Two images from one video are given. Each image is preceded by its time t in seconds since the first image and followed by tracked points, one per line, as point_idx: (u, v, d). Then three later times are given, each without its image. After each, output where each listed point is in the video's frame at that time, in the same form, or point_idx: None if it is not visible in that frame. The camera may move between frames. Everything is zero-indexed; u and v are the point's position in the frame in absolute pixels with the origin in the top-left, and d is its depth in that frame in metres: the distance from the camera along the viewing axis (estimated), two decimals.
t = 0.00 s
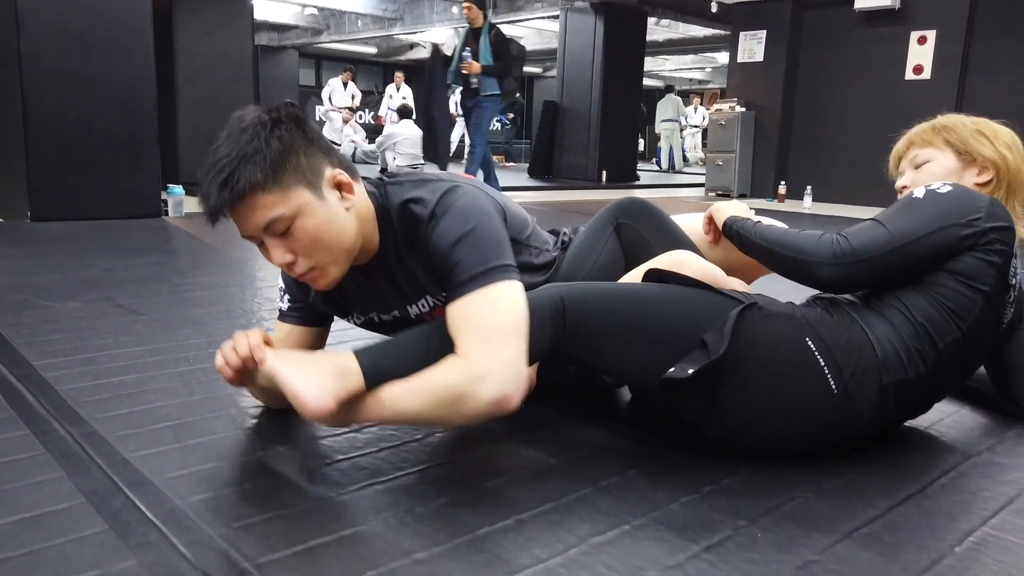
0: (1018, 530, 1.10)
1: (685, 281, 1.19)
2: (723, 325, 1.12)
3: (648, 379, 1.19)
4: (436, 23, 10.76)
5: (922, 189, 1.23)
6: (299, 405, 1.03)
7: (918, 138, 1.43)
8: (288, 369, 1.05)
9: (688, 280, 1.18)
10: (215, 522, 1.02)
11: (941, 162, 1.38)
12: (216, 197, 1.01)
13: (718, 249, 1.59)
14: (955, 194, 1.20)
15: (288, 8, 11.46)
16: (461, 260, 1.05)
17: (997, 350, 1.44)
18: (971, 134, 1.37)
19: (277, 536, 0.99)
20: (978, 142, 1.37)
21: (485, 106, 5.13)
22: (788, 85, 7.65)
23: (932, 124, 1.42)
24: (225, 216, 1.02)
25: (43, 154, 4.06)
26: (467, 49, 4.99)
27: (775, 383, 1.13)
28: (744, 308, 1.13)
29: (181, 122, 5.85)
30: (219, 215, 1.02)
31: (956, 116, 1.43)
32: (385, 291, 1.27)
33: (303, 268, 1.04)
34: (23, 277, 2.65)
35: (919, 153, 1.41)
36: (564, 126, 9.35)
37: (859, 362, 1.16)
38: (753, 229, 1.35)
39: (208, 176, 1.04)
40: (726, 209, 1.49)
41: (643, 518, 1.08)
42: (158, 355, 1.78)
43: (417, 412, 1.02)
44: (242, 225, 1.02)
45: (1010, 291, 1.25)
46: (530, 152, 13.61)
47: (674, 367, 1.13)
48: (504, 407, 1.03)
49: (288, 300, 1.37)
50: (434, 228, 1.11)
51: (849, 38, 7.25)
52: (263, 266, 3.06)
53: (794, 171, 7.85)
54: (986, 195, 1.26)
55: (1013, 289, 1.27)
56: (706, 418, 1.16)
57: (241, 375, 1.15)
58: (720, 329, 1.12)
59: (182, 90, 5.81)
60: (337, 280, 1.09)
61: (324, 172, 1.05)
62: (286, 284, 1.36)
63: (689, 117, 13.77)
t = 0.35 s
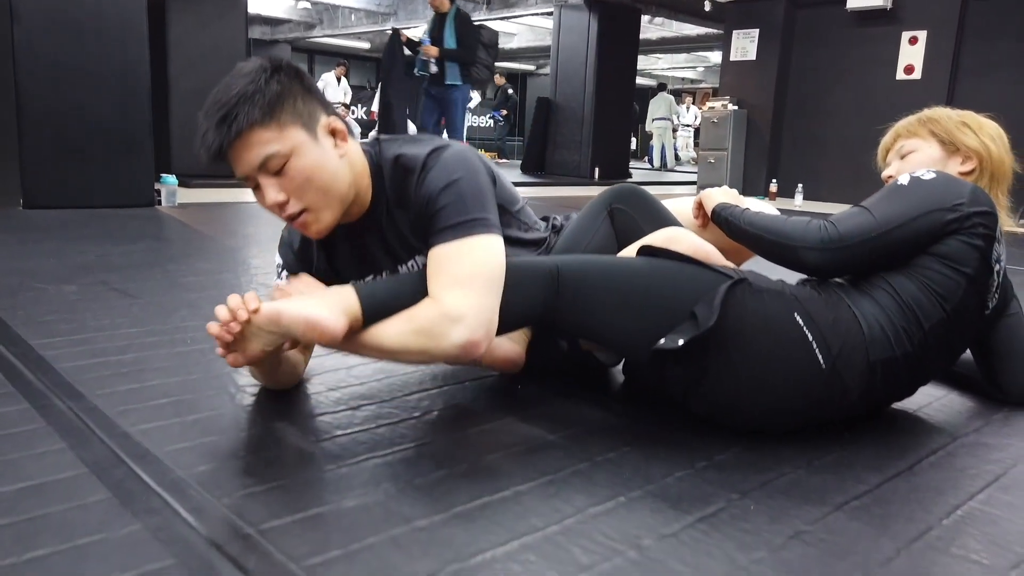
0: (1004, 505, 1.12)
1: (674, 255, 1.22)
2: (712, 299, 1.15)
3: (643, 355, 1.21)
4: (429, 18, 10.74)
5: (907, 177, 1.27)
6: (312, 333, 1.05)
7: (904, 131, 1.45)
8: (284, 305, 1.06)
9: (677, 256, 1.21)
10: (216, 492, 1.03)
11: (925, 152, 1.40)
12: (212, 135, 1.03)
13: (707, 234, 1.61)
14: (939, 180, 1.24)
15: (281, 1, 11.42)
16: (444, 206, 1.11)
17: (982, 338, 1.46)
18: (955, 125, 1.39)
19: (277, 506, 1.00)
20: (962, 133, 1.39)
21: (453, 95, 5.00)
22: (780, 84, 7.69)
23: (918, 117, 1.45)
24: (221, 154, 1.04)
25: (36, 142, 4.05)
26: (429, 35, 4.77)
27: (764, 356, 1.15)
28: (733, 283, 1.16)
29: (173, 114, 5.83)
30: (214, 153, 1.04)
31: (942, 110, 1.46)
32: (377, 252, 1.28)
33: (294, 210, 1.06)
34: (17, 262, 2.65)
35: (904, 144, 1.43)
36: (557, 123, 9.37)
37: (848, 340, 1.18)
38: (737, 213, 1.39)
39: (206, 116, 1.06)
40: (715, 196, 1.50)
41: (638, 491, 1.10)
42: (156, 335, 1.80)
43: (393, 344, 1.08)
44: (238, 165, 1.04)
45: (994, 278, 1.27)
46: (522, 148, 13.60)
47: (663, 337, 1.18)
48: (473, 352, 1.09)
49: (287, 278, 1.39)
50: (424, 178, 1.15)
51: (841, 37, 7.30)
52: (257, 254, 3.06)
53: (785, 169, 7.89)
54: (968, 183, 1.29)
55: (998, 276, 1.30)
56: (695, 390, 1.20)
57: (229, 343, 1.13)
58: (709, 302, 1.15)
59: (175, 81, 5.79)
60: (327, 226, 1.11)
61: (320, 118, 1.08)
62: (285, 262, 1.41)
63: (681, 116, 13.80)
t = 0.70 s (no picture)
0: (1010, 489, 1.14)
1: (691, 238, 1.25)
2: (718, 277, 1.18)
3: (652, 336, 1.24)
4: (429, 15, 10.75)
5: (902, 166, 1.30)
6: (354, 301, 1.13)
7: (904, 127, 1.47)
8: (320, 285, 1.15)
9: (692, 237, 1.24)
10: (237, 471, 1.05)
11: (923, 146, 1.42)
12: (250, 110, 1.11)
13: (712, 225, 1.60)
14: (933, 168, 1.26)
15: None
16: (469, 176, 1.24)
17: (984, 328, 1.47)
18: (953, 120, 1.41)
19: (298, 485, 1.02)
20: (960, 126, 1.40)
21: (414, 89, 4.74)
22: (779, 82, 7.71)
23: (916, 113, 1.46)
24: (258, 129, 1.11)
25: (39, 135, 4.05)
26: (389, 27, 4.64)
27: (769, 332, 1.17)
28: (737, 263, 1.19)
29: (175, 108, 5.84)
30: (250, 127, 1.12)
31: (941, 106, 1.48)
32: (396, 226, 1.37)
33: (329, 181, 1.15)
34: (25, 252, 2.66)
35: (903, 139, 1.45)
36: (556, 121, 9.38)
37: (852, 319, 1.20)
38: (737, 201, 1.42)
39: (241, 92, 1.13)
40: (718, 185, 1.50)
41: (650, 474, 1.12)
42: (168, 324, 1.81)
43: (424, 312, 1.17)
44: (276, 138, 1.11)
45: (993, 263, 1.28)
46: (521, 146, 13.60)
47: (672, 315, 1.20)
48: (498, 317, 1.19)
49: (301, 264, 1.41)
50: (444, 152, 1.27)
51: (840, 36, 7.32)
52: (262, 246, 3.08)
53: (784, 168, 7.91)
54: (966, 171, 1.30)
55: (999, 263, 1.30)
56: (701, 366, 1.22)
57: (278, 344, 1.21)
58: (716, 280, 1.18)
59: (176, 76, 5.80)
60: (356, 198, 1.20)
61: (348, 95, 1.18)
62: (300, 246, 1.41)
63: (680, 115, 13.80)
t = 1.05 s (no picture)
0: (1020, 488, 1.14)
1: (700, 232, 1.27)
2: (727, 270, 1.20)
3: (663, 330, 1.25)
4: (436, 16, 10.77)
5: (905, 171, 1.30)
6: (376, 281, 1.16)
7: (924, 118, 1.46)
8: (340, 269, 1.16)
9: (703, 232, 1.26)
10: (252, 466, 1.06)
11: (942, 144, 1.42)
12: (288, 107, 1.12)
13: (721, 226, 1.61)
14: (937, 172, 1.26)
15: None
16: (479, 163, 1.28)
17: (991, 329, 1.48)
18: (976, 119, 1.40)
19: (314, 478, 1.03)
20: (982, 127, 1.40)
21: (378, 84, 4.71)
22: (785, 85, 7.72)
23: (940, 105, 1.45)
24: (296, 125, 1.13)
25: (49, 132, 4.08)
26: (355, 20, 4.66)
27: (777, 326, 1.18)
28: (746, 257, 1.20)
29: (182, 107, 5.86)
30: (289, 124, 1.13)
31: (965, 98, 1.46)
32: (407, 218, 1.39)
33: (368, 170, 1.19)
34: (36, 248, 2.67)
35: (923, 132, 1.45)
36: (562, 122, 9.39)
37: (862, 314, 1.20)
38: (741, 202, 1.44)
39: (270, 92, 1.15)
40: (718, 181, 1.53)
41: (663, 470, 1.13)
42: (180, 319, 1.83)
43: (439, 294, 1.20)
44: (316, 133, 1.13)
45: (998, 266, 1.28)
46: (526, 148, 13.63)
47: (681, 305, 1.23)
48: (510, 296, 1.21)
49: (311, 259, 1.40)
50: (456, 141, 1.31)
51: (846, 39, 7.32)
52: (271, 244, 3.09)
53: (790, 170, 7.91)
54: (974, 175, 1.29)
55: (1006, 264, 1.30)
56: (710, 358, 1.24)
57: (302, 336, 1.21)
58: (724, 272, 1.20)
59: (184, 75, 5.82)
60: (383, 189, 1.25)
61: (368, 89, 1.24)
62: (310, 241, 1.40)
63: (684, 118, 13.81)
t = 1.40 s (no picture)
0: (1020, 489, 1.15)
1: (699, 226, 1.29)
2: (722, 264, 1.21)
3: (662, 323, 1.27)
4: (438, 18, 10.78)
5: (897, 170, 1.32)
6: (399, 283, 1.19)
7: (930, 116, 1.46)
8: (363, 275, 1.20)
9: (705, 225, 1.27)
10: (257, 467, 1.07)
11: (946, 145, 1.42)
12: (321, 112, 1.14)
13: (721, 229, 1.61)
14: (925, 172, 1.28)
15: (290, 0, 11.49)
16: (490, 163, 1.30)
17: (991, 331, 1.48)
18: (981, 120, 1.40)
19: (319, 478, 1.04)
20: (986, 130, 1.40)
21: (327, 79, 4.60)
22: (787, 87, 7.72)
23: (947, 104, 1.45)
24: (329, 129, 1.15)
25: (53, 134, 4.10)
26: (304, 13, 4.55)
27: (772, 320, 1.19)
28: (742, 250, 1.22)
29: (185, 109, 5.88)
30: (322, 128, 1.15)
31: (971, 99, 1.46)
32: (412, 217, 1.39)
33: (397, 167, 1.23)
34: (41, 250, 2.69)
35: (927, 131, 1.45)
36: (563, 124, 9.40)
37: (856, 307, 1.21)
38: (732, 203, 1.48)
39: (296, 100, 1.16)
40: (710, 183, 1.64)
41: (664, 471, 1.14)
42: (184, 321, 1.84)
43: (462, 293, 1.23)
44: (349, 135, 1.16)
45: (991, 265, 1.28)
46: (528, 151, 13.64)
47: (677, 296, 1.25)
48: (531, 289, 1.24)
49: (316, 262, 1.42)
50: (462, 141, 1.33)
51: (848, 41, 7.33)
52: (274, 246, 3.10)
53: (792, 173, 7.91)
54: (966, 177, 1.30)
55: (1002, 263, 1.29)
56: (708, 352, 1.25)
57: (334, 351, 1.24)
58: (719, 265, 1.21)
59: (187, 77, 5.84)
60: (404, 189, 1.29)
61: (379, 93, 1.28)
62: (315, 242, 1.41)
63: (686, 120, 13.81)
